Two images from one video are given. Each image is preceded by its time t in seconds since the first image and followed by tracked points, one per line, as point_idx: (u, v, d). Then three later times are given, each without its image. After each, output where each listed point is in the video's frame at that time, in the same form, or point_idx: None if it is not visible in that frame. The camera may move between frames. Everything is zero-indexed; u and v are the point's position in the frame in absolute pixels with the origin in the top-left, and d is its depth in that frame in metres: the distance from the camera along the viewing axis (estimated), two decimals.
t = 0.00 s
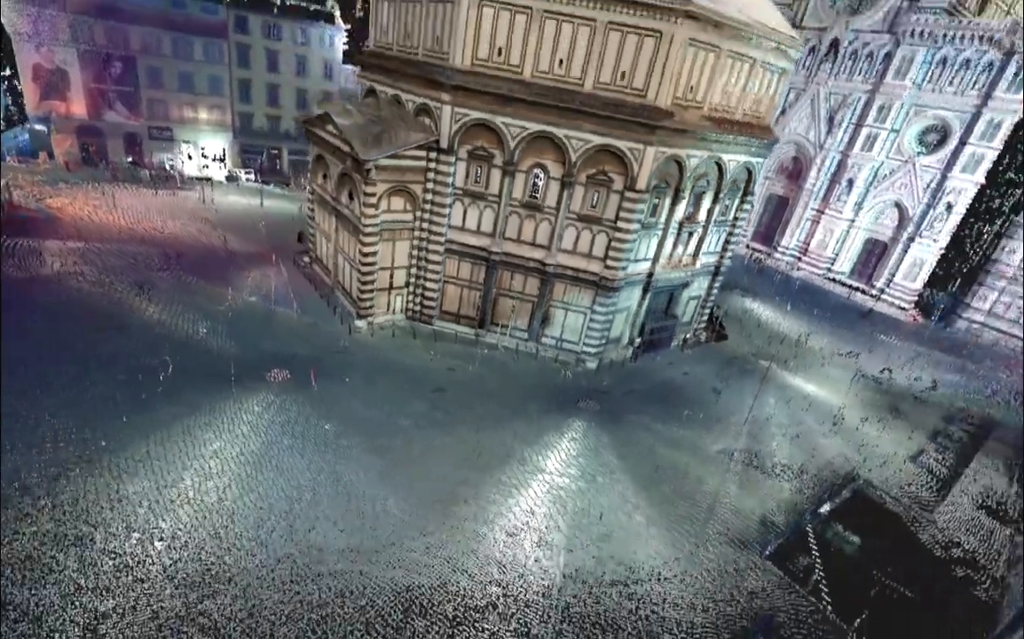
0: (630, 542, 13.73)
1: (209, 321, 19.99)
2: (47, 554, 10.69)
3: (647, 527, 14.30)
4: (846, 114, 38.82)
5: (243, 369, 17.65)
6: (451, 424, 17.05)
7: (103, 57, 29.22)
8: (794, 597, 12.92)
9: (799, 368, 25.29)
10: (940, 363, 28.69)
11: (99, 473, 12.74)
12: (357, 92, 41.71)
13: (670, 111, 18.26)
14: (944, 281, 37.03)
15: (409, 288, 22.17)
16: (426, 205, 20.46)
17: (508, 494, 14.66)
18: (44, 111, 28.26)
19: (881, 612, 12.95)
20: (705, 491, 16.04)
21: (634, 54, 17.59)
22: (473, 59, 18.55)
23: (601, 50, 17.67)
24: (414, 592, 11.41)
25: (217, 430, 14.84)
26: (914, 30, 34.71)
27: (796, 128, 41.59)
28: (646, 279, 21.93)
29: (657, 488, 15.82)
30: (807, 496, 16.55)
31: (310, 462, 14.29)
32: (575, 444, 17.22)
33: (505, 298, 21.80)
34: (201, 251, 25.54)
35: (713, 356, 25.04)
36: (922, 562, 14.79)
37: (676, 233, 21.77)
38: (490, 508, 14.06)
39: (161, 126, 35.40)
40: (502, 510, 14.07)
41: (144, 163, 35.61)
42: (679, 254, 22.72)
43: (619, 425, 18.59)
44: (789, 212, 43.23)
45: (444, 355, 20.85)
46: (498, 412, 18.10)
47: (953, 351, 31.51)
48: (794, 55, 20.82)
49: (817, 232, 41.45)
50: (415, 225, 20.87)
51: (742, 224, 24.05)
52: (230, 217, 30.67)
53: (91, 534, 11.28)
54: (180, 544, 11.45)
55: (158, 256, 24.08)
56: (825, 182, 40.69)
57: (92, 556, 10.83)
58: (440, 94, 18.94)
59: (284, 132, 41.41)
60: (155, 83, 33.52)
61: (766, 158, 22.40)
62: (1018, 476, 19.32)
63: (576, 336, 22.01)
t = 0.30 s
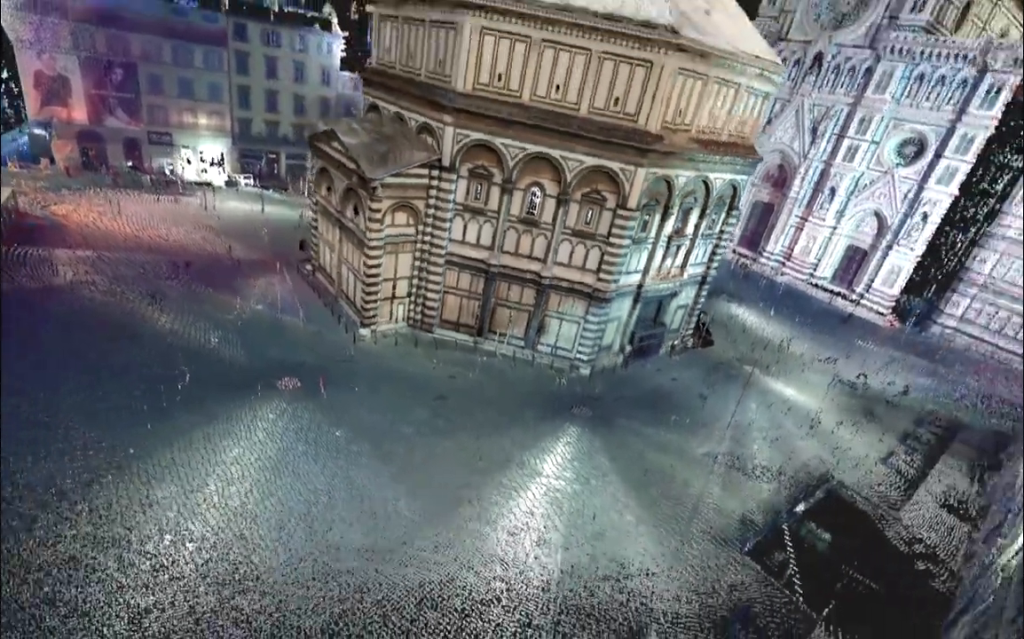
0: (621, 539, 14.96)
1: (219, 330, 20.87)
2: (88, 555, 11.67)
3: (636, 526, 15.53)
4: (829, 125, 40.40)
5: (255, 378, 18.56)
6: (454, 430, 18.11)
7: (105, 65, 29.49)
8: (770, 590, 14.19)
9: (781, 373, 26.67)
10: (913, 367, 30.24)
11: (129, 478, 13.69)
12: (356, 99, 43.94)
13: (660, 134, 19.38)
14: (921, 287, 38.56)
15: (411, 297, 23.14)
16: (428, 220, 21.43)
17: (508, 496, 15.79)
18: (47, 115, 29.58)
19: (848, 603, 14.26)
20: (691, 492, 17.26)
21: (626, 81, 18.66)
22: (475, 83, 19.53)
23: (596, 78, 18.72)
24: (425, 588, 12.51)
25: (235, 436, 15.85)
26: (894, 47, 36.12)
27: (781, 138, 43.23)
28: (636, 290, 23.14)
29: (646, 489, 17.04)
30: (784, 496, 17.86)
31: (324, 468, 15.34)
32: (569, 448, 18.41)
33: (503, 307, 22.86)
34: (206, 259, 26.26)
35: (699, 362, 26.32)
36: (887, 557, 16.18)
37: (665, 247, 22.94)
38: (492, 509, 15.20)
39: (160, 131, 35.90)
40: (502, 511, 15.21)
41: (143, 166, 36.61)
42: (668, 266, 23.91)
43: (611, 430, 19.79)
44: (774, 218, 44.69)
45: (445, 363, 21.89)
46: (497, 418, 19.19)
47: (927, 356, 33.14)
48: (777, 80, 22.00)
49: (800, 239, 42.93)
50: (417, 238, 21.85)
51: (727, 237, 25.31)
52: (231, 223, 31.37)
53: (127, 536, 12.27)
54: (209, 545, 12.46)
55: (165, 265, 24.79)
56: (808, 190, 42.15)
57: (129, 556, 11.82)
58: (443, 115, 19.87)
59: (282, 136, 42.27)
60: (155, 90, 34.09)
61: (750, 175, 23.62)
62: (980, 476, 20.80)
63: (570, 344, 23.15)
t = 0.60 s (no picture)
0: (612, 539, 16.17)
1: (229, 339, 21.77)
2: (122, 556, 12.64)
3: (626, 526, 16.75)
4: (813, 136, 41.79)
5: (267, 387, 19.53)
6: (456, 436, 19.18)
7: (106, 72, 27.34)
8: (748, 584, 15.46)
9: (763, 379, 28.02)
10: (889, 372, 31.77)
11: (154, 484, 14.65)
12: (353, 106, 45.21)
13: (650, 156, 20.53)
14: (899, 293, 40.32)
15: (412, 307, 24.17)
16: (429, 234, 22.45)
17: (508, 498, 16.94)
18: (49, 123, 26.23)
19: (818, 596, 15.58)
20: (676, 494, 18.51)
21: (618, 108, 19.82)
22: (475, 107, 20.58)
23: (589, 104, 19.85)
24: (433, 585, 13.63)
25: (251, 444, 16.82)
26: (874, 62, 37.62)
27: (766, 147, 44.58)
28: (627, 301, 24.32)
29: (635, 492, 18.26)
30: (763, 497, 19.18)
31: (335, 473, 16.38)
32: (564, 452, 19.57)
33: (500, 317, 23.95)
34: (211, 268, 27.06)
35: (687, 368, 27.63)
36: (857, 553, 17.54)
37: (655, 260, 24.12)
38: (493, 511, 16.31)
39: (161, 139, 34.84)
40: (503, 513, 16.34)
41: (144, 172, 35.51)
42: (657, 278, 25.11)
43: (603, 435, 20.99)
44: (760, 225, 46.10)
45: (445, 370, 22.95)
46: (496, 424, 20.31)
47: (902, 361, 34.74)
48: (761, 103, 23.21)
49: (785, 245, 44.42)
50: (419, 251, 22.85)
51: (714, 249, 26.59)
52: (234, 231, 32.12)
53: (157, 538, 13.26)
54: (234, 546, 13.47)
55: (172, 274, 25.56)
56: (792, 199, 43.60)
57: (161, 557, 12.82)
58: (444, 136, 20.86)
59: (280, 143, 43.33)
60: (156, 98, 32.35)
61: (736, 191, 24.83)
62: (945, 476, 22.27)
63: (564, 352, 24.31)
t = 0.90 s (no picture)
0: (605, 538, 17.21)
1: (236, 347, 22.55)
2: (147, 558, 13.50)
3: (618, 526, 17.81)
4: (800, 146, 43.12)
5: (274, 394, 20.39)
6: (457, 441, 20.12)
7: (113, 83, 32.84)
8: (731, 581, 16.57)
9: (749, 383, 29.18)
10: (869, 376, 33.11)
11: (173, 490, 15.49)
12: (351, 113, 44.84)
13: (641, 174, 21.52)
14: (881, 298, 41.84)
15: (412, 316, 25.04)
16: (430, 246, 23.34)
17: (506, 501, 17.93)
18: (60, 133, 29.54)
19: (796, 591, 16.70)
20: (666, 496, 19.58)
21: (611, 128, 20.84)
22: (475, 125, 21.47)
23: (584, 125, 20.86)
24: (439, 583, 14.62)
25: (262, 450, 17.69)
26: (858, 75, 38.95)
27: (756, 155, 45.88)
28: (620, 309, 25.34)
29: (627, 494, 19.31)
30: (747, 498, 20.30)
31: (343, 478, 17.29)
32: (559, 456, 20.59)
33: (497, 325, 24.89)
34: (215, 276, 27.79)
35: (676, 373, 28.73)
36: (834, 550, 18.72)
37: (646, 271, 25.15)
38: (494, 513, 17.29)
39: (162, 145, 37.41)
40: (502, 514, 17.34)
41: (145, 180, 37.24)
42: (647, 287, 26.12)
43: (596, 439, 22.03)
44: (748, 232, 47.38)
45: (445, 377, 23.88)
46: (495, 429, 21.29)
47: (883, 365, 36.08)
48: (747, 122, 24.28)
49: (773, 251, 45.68)
50: (420, 263, 23.72)
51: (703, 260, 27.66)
52: (236, 238, 32.82)
53: (178, 541, 14.12)
54: (251, 548, 14.36)
55: (177, 283, 26.30)
56: (780, 206, 44.90)
57: (183, 559, 13.68)
58: (444, 153, 21.75)
59: (279, 150, 43.26)
60: (156, 106, 36.17)
61: (723, 205, 25.91)
62: (919, 477, 23.55)
63: (558, 358, 25.31)
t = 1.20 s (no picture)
0: (596, 539, 18.41)
1: (244, 357, 23.52)
2: (172, 561, 14.51)
3: (608, 527, 19.03)
4: (785, 156, 44.52)
5: (282, 403, 21.37)
6: (457, 448, 21.22)
7: (112, 93, 32.72)
8: (713, 578, 17.83)
9: (735, 388, 30.53)
10: (849, 380, 34.59)
11: (193, 496, 16.51)
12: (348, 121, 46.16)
13: (631, 193, 22.70)
14: (863, 304, 43.44)
15: (412, 325, 26.10)
16: (430, 260, 24.40)
17: (504, 504, 19.07)
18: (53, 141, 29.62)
19: (773, 587, 17.99)
20: (654, 498, 20.82)
21: (602, 151, 22.04)
22: (473, 146, 22.55)
23: (577, 146, 22.05)
24: (443, 582, 15.74)
25: (274, 457, 18.70)
26: (840, 90, 40.46)
27: (742, 165, 47.22)
28: (611, 319, 26.55)
29: (617, 496, 20.54)
30: (729, 500, 21.59)
31: (351, 483, 18.35)
32: (553, 460, 21.80)
33: (494, 334, 26.01)
34: (220, 286, 28.68)
35: (665, 379, 30.03)
36: (810, 548, 20.05)
37: (636, 282, 26.33)
38: (492, 516, 18.44)
39: (162, 154, 37.78)
40: (500, 517, 18.49)
41: (145, 187, 38.12)
42: (637, 298, 27.34)
43: (588, 444, 23.25)
44: (736, 239, 48.79)
45: (445, 384, 24.98)
46: (493, 435, 22.43)
47: (864, 369, 37.60)
48: (732, 141, 25.53)
49: (759, 258, 47.12)
50: (420, 275, 24.77)
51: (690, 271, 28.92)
52: (238, 247, 33.66)
53: (200, 545, 15.14)
54: (268, 551, 15.40)
55: (185, 293, 27.20)
56: (766, 215, 46.35)
57: (205, 562, 14.70)
58: (444, 172, 22.79)
59: (277, 158, 44.51)
60: (158, 116, 36.22)
61: (710, 219, 27.17)
62: (893, 478, 24.96)
63: (552, 366, 26.51)
